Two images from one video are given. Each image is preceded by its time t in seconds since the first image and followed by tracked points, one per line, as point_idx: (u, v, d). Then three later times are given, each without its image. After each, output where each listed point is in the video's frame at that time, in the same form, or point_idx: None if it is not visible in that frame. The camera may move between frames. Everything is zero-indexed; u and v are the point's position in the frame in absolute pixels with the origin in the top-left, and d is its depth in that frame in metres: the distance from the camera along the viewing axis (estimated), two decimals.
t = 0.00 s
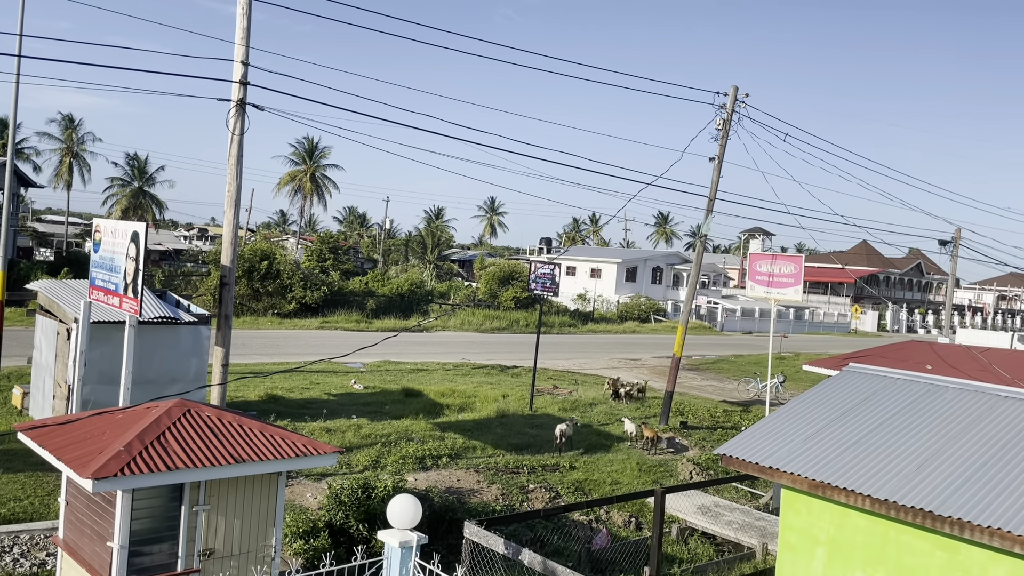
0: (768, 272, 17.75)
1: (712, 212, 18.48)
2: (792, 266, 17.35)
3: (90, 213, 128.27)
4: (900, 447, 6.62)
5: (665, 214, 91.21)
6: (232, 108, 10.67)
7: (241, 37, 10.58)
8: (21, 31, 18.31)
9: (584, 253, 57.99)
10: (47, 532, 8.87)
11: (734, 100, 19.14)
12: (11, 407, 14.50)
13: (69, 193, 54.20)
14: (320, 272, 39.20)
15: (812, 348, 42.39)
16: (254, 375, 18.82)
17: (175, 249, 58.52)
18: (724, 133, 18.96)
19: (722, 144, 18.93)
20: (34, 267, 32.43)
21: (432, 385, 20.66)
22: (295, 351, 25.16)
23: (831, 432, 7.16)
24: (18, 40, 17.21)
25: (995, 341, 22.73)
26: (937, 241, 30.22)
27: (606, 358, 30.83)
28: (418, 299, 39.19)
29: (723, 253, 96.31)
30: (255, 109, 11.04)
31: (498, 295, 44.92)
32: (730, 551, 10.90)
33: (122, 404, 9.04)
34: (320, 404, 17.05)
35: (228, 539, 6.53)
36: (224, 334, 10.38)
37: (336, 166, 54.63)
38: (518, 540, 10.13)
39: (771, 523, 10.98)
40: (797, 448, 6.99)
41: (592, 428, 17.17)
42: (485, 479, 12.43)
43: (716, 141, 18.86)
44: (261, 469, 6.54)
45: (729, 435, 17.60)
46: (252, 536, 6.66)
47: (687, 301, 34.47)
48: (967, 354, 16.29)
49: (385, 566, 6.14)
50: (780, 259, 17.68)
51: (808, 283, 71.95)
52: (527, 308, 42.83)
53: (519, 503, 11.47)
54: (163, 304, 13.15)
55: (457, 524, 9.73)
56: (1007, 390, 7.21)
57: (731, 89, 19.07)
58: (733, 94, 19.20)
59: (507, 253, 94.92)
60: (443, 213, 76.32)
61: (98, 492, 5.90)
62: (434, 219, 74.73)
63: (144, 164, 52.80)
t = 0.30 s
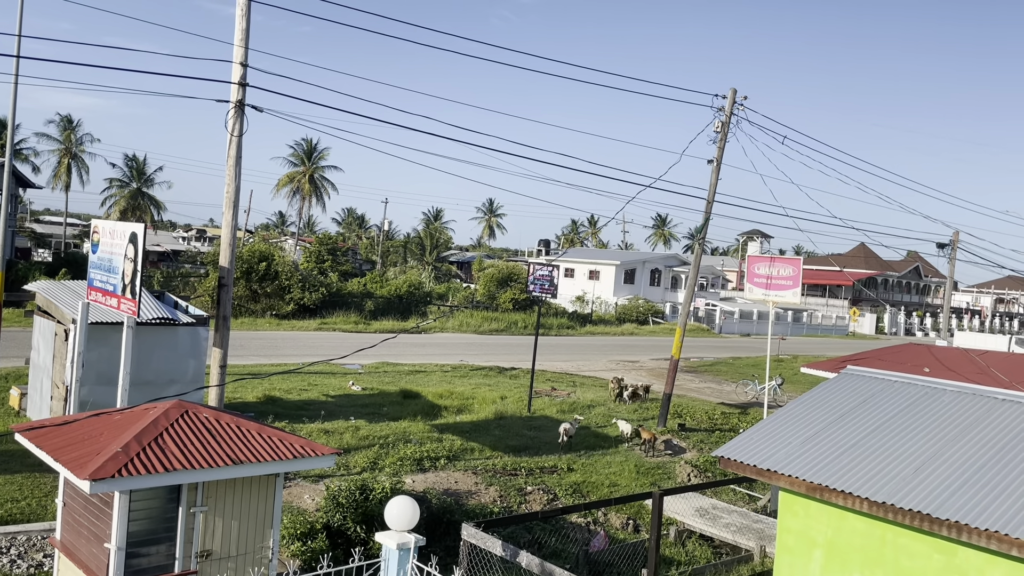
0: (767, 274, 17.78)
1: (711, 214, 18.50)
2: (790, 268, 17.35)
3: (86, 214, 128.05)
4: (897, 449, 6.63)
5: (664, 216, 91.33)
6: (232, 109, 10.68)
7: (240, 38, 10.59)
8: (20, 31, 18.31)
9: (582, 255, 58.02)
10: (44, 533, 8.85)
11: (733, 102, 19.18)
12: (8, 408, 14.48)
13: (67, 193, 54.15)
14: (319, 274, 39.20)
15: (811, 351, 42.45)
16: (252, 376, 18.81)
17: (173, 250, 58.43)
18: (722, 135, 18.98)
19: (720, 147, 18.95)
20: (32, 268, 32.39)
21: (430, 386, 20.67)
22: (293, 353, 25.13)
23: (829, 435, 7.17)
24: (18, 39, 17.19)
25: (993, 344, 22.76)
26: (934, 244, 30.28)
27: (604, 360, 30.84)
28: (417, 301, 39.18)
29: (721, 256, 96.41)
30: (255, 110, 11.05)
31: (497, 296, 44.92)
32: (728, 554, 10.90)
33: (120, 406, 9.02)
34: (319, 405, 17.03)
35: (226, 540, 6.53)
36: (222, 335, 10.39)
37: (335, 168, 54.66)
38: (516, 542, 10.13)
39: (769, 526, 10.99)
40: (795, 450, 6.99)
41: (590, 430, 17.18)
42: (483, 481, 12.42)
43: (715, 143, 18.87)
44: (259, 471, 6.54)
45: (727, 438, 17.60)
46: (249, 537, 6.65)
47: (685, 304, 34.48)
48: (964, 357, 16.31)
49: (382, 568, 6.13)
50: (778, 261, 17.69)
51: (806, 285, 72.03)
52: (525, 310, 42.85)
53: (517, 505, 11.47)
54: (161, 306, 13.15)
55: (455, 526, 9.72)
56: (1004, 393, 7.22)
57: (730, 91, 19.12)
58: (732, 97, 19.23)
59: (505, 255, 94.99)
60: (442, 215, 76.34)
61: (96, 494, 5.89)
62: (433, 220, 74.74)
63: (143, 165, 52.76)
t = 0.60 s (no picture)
0: (766, 276, 17.78)
1: (710, 216, 18.51)
2: (789, 271, 17.33)
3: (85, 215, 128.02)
4: (897, 452, 6.62)
5: (663, 219, 91.39)
6: (231, 111, 10.68)
7: (240, 39, 10.59)
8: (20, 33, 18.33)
9: (582, 257, 58.07)
10: (43, 535, 8.85)
11: (733, 104, 19.19)
12: (7, 409, 14.46)
13: (67, 194, 54.11)
14: (318, 275, 39.20)
15: (810, 353, 42.46)
16: (251, 378, 18.77)
17: (172, 252, 58.35)
18: (722, 137, 18.99)
19: (720, 149, 18.96)
20: (31, 270, 32.37)
21: (429, 388, 20.67)
22: (292, 354, 25.13)
23: (829, 437, 7.17)
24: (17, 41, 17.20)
25: (992, 346, 22.77)
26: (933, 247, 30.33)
27: (603, 361, 30.83)
28: (416, 303, 39.17)
29: (721, 258, 96.45)
30: (255, 112, 11.05)
31: (496, 298, 44.92)
32: (728, 556, 10.87)
33: (119, 407, 9.02)
34: (318, 407, 17.01)
35: (225, 542, 6.52)
36: (220, 337, 10.39)
37: (334, 169, 54.70)
38: (514, 544, 10.13)
39: (768, 528, 10.99)
40: (794, 452, 6.99)
41: (589, 432, 17.18)
42: (482, 483, 12.41)
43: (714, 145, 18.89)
44: (258, 472, 6.53)
45: (726, 440, 17.58)
46: (248, 539, 6.64)
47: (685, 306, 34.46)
48: (964, 359, 16.32)
49: (381, 570, 6.13)
50: (778, 264, 17.69)
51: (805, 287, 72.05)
52: (525, 311, 42.86)
53: (516, 507, 11.46)
54: (160, 307, 13.14)
55: (454, 527, 9.72)
56: (1004, 395, 7.21)
57: (730, 93, 19.14)
58: (732, 99, 19.24)
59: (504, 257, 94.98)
60: (441, 216, 76.37)
61: (94, 495, 5.88)
62: (432, 222, 74.76)
63: (142, 166, 52.76)
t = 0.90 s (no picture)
0: (767, 278, 17.78)
1: (710, 218, 18.50)
2: (790, 273, 17.35)
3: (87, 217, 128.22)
4: (897, 454, 6.62)
5: (664, 221, 91.39)
6: (232, 113, 10.69)
7: (240, 41, 10.60)
8: (21, 35, 18.35)
9: (582, 259, 58.06)
10: (43, 536, 8.84)
11: (733, 106, 19.19)
12: (7, 410, 14.46)
13: (67, 196, 54.10)
14: (318, 276, 39.23)
15: (810, 355, 42.44)
16: (251, 380, 18.75)
17: (172, 254, 58.33)
18: (722, 139, 18.99)
19: (720, 151, 18.96)
20: (31, 271, 32.39)
21: (430, 390, 20.66)
22: (292, 356, 25.12)
23: (829, 439, 7.17)
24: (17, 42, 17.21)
25: (993, 348, 22.76)
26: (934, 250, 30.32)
27: (604, 363, 30.81)
28: (417, 304, 39.16)
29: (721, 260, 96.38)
30: (255, 113, 11.07)
31: (496, 300, 44.94)
32: (728, 558, 10.88)
33: (120, 409, 9.01)
34: (318, 409, 17.00)
35: (225, 544, 6.52)
36: (221, 338, 10.39)
37: (335, 171, 54.73)
38: (515, 546, 10.13)
39: (769, 530, 10.96)
40: (795, 455, 6.98)
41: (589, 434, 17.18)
42: (482, 485, 12.40)
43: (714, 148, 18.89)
44: (258, 474, 6.53)
45: (727, 442, 17.57)
46: (248, 540, 6.64)
47: (685, 309, 34.45)
48: (964, 362, 16.29)
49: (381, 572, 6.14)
50: (778, 266, 17.70)
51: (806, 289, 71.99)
52: (525, 313, 42.85)
53: (517, 509, 11.44)
54: (160, 309, 13.14)
55: (455, 529, 9.73)
56: (1005, 398, 7.21)
57: (731, 95, 19.14)
58: (732, 101, 19.25)
59: (505, 259, 95.02)
60: (441, 218, 76.38)
61: (94, 497, 5.88)
62: (432, 224, 74.77)
63: (142, 168, 52.78)
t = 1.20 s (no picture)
0: (768, 280, 17.76)
1: (712, 220, 18.50)
2: (792, 275, 17.36)
3: (88, 220, 128.51)
4: (899, 457, 6.62)
5: (665, 222, 91.44)
6: (233, 115, 10.70)
7: (243, 44, 10.62)
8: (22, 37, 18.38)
9: (584, 261, 58.06)
10: (45, 538, 8.85)
11: (735, 108, 19.21)
12: (9, 413, 14.47)
13: (69, 198, 54.15)
14: (320, 278, 39.26)
15: (813, 357, 42.38)
16: (252, 382, 18.75)
17: (174, 256, 58.38)
18: (724, 141, 19.00)
19: (722, 153, 18.96)
20: (33, 274, 32.45)
21: (431, 392, 20.66)
22: (294, 358, 25.14)
23: (831, 441, 7.16)
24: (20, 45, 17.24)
25: (996, 350, 22.72)
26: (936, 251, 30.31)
27: (605, 365, 30.78)
28: (418, 306, 39.19)
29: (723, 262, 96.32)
30: (256, 116, 11.08)
31: (498, 301, 44.97)
32: (730, 561, 10.88)
33: (122, 411, 9.02)
34: (320, 411, 16.99)
35: (226, 545, 6.52)
36: (223, 340, 10.39)
37: (336, 173, 54.74)
38: (517, 548, 10.11)
39: (771, 532, 10.93)
40: (797, 457, 6.97)
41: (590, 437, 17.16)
42: (484, 488, 12.38)
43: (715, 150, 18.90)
44: (260, 476, 6.53)
45: (728, 444, 17.55)
46: (249, 542, 6.64)
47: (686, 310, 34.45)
48: (966, 363, 16.28)
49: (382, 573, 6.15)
50: (779, 268, 17.72)
51: (808, 292, 71.96)
52: (527, 315, 42.85)
53: (518, 511, 11.43)
54: (162, 311, 13.14)
55: (457, 532, 9.74)
56: (1007, 400, 7.21)
57: (732, 97, 19.16)
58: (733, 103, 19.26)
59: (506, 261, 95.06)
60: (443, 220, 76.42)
61: (96, 499, 5.88)
62: (433, 226, 74.82)
63: (144, 170, 52.84)
